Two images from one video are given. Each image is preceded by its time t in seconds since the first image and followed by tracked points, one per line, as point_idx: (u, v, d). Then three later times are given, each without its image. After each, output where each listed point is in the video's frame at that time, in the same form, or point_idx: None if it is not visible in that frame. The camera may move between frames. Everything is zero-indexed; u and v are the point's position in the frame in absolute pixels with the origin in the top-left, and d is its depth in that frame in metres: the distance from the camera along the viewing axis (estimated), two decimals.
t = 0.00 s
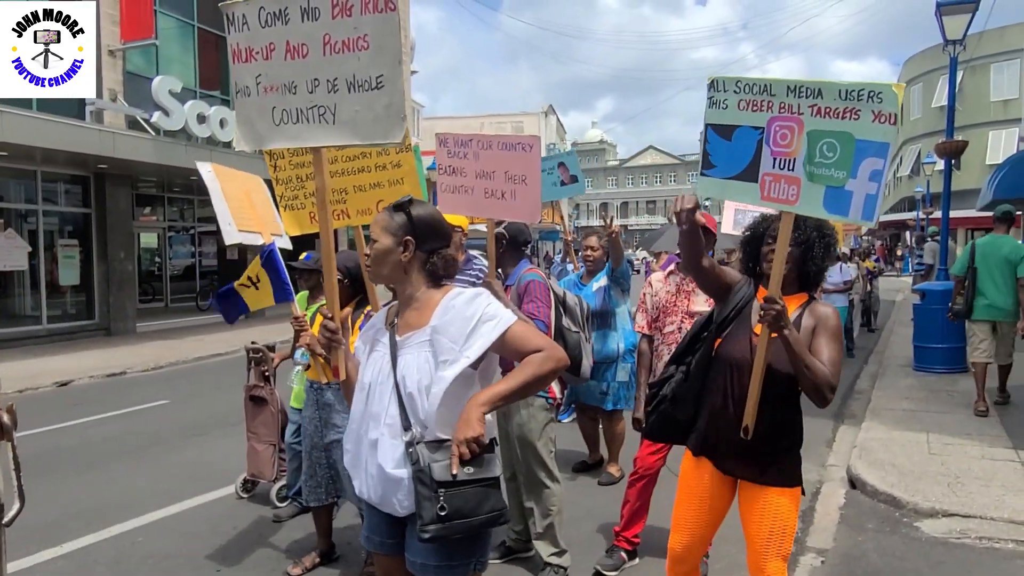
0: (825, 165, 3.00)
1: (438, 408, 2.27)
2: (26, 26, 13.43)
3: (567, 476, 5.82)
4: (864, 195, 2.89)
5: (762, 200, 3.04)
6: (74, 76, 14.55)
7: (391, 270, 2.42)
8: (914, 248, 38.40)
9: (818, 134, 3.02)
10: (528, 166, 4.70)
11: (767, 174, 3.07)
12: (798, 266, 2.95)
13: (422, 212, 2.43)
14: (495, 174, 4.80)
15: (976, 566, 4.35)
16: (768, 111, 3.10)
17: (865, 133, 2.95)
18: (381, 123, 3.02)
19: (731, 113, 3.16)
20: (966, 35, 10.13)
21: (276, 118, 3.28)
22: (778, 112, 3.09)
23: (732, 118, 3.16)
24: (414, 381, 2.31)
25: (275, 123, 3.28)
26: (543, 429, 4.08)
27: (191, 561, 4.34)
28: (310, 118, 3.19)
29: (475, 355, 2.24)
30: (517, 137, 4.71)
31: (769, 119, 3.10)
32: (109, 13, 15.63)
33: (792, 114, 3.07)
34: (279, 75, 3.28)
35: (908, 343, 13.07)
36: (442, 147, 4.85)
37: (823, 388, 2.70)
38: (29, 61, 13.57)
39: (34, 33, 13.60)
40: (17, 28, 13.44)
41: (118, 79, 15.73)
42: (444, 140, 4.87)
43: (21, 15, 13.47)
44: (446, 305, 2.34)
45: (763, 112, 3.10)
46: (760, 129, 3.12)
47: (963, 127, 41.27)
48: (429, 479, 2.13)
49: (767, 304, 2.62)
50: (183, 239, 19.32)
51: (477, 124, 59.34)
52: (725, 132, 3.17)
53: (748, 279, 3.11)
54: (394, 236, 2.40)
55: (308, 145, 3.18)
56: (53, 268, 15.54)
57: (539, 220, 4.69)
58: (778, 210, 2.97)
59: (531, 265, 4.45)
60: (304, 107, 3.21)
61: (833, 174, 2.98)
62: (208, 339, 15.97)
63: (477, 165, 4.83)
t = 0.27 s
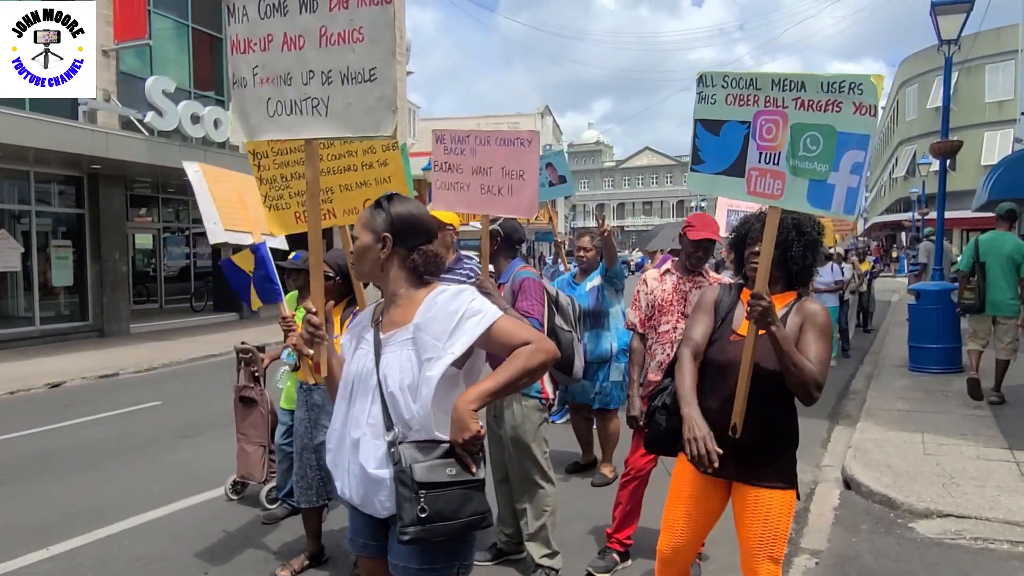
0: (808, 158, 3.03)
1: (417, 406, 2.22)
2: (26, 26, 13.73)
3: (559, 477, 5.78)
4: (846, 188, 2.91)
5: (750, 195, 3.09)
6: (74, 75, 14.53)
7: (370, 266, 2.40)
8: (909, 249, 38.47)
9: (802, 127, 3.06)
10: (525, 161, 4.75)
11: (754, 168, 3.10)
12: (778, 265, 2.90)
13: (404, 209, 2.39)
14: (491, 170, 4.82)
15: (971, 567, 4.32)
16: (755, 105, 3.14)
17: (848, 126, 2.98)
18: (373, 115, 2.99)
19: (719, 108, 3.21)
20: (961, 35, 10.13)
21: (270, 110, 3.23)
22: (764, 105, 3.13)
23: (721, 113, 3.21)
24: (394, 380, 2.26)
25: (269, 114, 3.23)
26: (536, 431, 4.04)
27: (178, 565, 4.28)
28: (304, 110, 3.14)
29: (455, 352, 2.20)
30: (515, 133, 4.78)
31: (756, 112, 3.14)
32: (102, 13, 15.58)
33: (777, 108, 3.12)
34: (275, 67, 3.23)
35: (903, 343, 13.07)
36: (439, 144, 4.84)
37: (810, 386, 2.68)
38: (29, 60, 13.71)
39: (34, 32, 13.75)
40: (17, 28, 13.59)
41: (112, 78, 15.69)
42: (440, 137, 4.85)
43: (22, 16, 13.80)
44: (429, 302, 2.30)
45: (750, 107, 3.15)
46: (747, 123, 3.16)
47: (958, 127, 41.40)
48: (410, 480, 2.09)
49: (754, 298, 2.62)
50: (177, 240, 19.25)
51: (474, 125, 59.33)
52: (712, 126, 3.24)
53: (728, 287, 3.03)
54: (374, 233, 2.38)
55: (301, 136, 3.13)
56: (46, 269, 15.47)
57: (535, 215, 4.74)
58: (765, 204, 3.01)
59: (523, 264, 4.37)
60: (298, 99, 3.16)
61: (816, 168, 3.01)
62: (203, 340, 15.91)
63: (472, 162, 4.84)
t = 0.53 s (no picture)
0: (767, 156, 3.07)
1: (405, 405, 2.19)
2: (26, 26, 13.67)
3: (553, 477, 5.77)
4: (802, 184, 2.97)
5: (715, 194, 3.12)
6: (74, 75, 14.44)
7: (360, 264, 2.39)
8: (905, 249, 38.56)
9: (761, 125, 3.11)
10: (525, 161, 4.76)
11: (719, 167, 3.14)
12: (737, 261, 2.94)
13: (394, 206, 2.38)
14: (489, 169, 4.81)
15: (964, 567, 4.31)
16: (718, 105, 3.19)
17: (802, 122, 3.03)
18: (363, 112, 2.97)
19: (686, 109, 3.25)
20: (955, 35, 10.14)
21: (274, 106, 3.22)
22: (727, 105, 3.18)
23: (687, 115, 3.25)
24: (381, 378, 2.25)
25: (273, 110, 3.22)
26: (528, 431, 4.02)
27: (169, 566, 4.26)
28: (304, 107, 3.13)
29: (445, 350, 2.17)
30: (516, 132, 4.77)
31: (719, 113, 3.19)
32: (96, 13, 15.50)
33: (738, 107, 3.17)
34: (282, 64, 3.22)
35: (898, 343, 13.08)
36: (438, 141, 4.84)
37: (783, 378, 2.65)
38: (29, 60, 13.69)
39: (34, 32, 13.74)
40: (17, 27, 13.55)
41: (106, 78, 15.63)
42: (440, 134, 4.84)
43: (21, 16, 13.74)
44: (419, 300, 2.28)
45: (712, 107, 3.19)
46: (712, 124, 3.20)
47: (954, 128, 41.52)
48: (393, 480, 2.08)
49: (723, 295, 2.64)
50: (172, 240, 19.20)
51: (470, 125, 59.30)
52: (680, 128, 3.27)
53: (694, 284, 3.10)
54: (363, 230, 2.36)
55: (301, 134, 3.12)
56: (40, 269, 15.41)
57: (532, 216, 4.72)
58: (730, 203, 3.05)
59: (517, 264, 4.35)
60: (300, 96, 3.15)
61: (775, 164, 3.05)
62: (198, 341, 15.86)
63: (471, 160, 4.84)
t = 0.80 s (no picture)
0: (700, 153, 3.25)
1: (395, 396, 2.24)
2: (26, 26, 13.51)
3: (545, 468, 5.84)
4: (724, 176, 3.09)
5: (662, 189, 3.32)
6: (75, 76, 14.23)
7: (354, 256, 2.45)
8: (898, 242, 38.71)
9: (695, 124, 3.31)
10: (521, 157, 4.79)
11: (666, 164, 3.33)
12: (697, 254, 3.08)
13: (388, 200, 2.42)
14: (486, 163, 4.85)
15: (949, 553, 4.40)
16: (662, 107, 3.41)
17: (726, 121, 3.22)
18: (348, 105, 3.02)
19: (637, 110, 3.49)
20: (948, 29, 10.20)
21: (262, 100, 3.25)
22: (668, 107, 3.39)
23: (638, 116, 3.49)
24: (374, 370, 2.31)
25: (263, 104, 3.24)
26: (519, 422, 4.09)
27: (165, 555, 4.31)
28: (292, 101, 3.16)
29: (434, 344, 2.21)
30: (512, 127, 4.82)
31: (663, 113, 3.41)
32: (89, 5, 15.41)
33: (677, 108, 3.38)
34: (271, 57, 3.25)
35: (890, 335, 13.18)
36: (438, 134, 4.90)
37: (735, 364, 2.76)
38: (30, 60, 13.56)
39: (34, 32, 13.53)
40: (17, 28, 13.42)
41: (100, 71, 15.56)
42: (439, 127, 4.90)
43: (21, 15, 13.52)
44: (412, 294, 2.33)
45: (657, 108, 3.42)
46: (658, 124, 3.43)
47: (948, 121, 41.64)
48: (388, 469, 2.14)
49: (670, 286, 2.76)
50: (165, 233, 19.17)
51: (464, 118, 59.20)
52: (635, 129, 3.52)
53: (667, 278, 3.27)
54: (357, 223, 2.42)
55: (289, 127, 3.15)
56: (33, 263, 15.39)
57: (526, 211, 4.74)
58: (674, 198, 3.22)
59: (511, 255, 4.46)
60: (287, 90, 3.19)
61: (705, 160, 3.21)
62: (192, 334, 15.86)
63: (469, 154, 4.88)
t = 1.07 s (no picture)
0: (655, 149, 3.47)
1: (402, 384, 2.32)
2: (26, 26, 13.03)
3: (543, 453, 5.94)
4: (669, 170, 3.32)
5: (630, 185, 3.53)
6: (74, 76, 13.84)
7: (368, 246, 2.50)
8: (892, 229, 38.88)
9: (653, 122, 3.51)
10: (518, 148, 4.84)
11: (634, 163, 3.55)
12: (675, 245, 3.20)
13: (401, 193, 2.49)
14: (486, 154, 4.90)
15: (938, 535, 4.52)
16: (628, 108, 3.62)
17: (674, 119, 3.44)
18: (361, 99, 3.10)
19: (610, 111, 3.69)
20: (943, 18, 10.26)
21: (258, 94, 3.27)
22: (633, 108, 3.61)
23: (611, 117, 3.69)
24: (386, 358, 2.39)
25: (259, 99, 3.26)
26: (517, 408, 4.18)
27: (172, 539, 4.40)
28: (295, 95, 3.20)
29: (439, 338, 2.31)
30: (510, 118, 4.86)
31: (629, 113, 3.62)
32: None
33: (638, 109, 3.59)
34: (265, 50, 3.27)
35: (883, 322, 13.31)
36: (439, 125, 4.94)
37: (706, 350, 2.89)
38: (29, 59, 13.10)
39: (34, 32, 13.07)
40: (16, 27, 12.98)
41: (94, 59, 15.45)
42: (442, 118, 4.95)
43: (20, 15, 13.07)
44: (423, 286, 2.41)
45: (625, 109, 3.62)
46: (626, 124, 3.64)
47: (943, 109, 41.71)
48: (404, 452, 2.23)
49: (642, 276, 2.92)
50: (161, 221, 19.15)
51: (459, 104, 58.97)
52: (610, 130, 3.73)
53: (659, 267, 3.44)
54: (371, 213, 2.47)
55: (293, 120, 3.19)
56: (28, 251, 15.37)
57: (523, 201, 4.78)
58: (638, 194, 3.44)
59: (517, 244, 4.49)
60: (288, 84, 3.23)
61: (658, 156, 3.44)
62: (189, 322, 15.88)
63: (470, 145, 4.94)
